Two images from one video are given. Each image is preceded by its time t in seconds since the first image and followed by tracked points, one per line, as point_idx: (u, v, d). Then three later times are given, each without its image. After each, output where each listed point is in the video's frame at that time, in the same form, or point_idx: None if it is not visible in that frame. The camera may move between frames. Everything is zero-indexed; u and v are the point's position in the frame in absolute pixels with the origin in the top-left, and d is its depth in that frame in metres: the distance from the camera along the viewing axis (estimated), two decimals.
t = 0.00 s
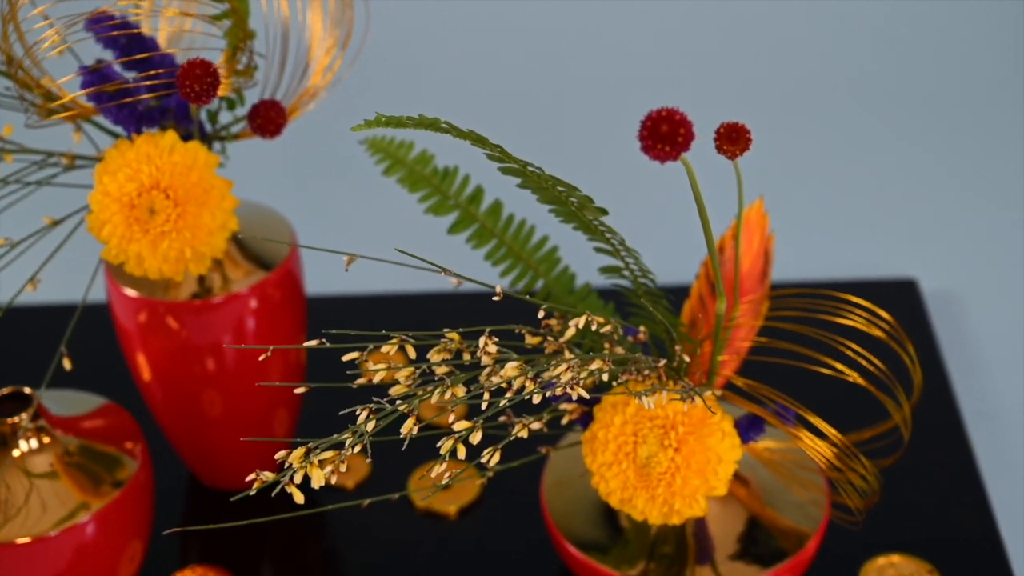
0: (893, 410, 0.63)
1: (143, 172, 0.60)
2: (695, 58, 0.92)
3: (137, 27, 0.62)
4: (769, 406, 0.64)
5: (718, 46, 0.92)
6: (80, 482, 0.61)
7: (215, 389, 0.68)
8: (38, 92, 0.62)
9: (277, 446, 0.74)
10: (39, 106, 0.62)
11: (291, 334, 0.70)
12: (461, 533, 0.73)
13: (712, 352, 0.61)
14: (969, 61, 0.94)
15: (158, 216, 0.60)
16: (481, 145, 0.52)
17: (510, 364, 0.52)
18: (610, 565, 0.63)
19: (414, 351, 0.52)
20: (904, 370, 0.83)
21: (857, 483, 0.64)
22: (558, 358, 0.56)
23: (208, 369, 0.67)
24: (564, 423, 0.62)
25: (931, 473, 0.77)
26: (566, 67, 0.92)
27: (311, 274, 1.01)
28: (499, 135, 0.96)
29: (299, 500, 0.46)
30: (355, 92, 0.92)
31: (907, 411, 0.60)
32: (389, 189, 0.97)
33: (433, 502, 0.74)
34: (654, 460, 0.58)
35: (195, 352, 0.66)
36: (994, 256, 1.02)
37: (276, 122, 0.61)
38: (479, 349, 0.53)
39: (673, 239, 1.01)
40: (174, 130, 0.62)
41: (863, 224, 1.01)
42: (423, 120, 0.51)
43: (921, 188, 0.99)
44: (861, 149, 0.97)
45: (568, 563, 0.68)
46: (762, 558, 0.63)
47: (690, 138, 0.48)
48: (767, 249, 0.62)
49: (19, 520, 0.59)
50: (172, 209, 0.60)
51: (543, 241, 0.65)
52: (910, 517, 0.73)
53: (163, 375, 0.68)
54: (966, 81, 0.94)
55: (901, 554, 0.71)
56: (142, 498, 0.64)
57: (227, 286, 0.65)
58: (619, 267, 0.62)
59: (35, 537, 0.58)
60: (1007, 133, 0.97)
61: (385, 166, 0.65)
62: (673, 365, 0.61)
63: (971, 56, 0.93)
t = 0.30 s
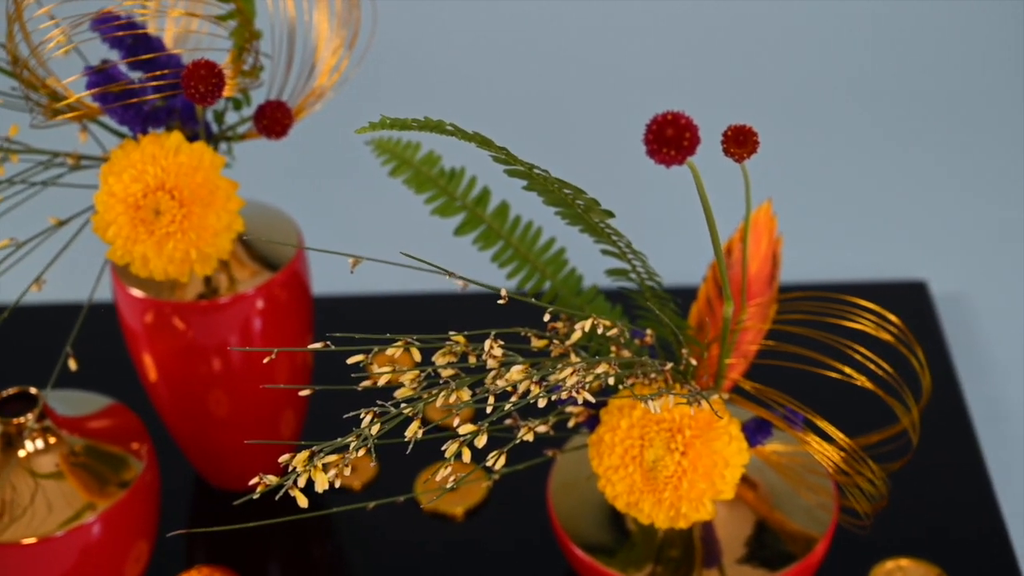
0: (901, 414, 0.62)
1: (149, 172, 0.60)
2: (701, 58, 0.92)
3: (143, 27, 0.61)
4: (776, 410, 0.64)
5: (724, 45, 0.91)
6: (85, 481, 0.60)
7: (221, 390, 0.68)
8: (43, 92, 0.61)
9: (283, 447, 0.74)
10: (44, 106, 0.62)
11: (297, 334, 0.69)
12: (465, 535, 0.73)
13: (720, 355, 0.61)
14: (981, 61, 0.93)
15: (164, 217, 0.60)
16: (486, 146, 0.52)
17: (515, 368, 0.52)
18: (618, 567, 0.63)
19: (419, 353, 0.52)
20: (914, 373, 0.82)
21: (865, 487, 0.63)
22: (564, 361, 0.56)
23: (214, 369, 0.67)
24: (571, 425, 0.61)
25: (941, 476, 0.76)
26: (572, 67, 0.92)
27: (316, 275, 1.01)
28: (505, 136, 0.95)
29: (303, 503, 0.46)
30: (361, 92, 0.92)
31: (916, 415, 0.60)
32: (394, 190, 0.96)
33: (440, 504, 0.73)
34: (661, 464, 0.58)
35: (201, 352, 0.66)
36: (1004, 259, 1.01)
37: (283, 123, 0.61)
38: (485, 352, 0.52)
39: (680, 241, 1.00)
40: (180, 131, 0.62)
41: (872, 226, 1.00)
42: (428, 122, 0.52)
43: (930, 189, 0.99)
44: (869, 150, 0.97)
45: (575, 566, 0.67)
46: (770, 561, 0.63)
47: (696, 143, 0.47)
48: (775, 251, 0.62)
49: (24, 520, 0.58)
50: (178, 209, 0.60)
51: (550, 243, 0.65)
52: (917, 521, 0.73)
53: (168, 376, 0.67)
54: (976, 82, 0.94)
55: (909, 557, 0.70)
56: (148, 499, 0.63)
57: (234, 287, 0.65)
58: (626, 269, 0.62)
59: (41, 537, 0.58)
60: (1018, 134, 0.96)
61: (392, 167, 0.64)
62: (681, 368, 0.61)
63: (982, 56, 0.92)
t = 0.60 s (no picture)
0: (921, 410, 0.61)
1: (164, 165, 0.60)
2: (719, 50, 0.91)
3: (159, 20, 0.61)
4: (795, 405, 0.63)
5: (740, 38, 0.90)
6: (101, 474, 0.60)
7: (237, 383, 0.68)
8: (59, 85, 0.62)
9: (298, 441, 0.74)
10: (60, 99, 0.62)
11: (313, 328, 0.69)
12: (478, 528, 0.72)
13: (738, 351, 0.60)
14: (1002, 54, 0.92)
15: (179, 210, 0.59)
16: (503, 141, 0.52)
17: (532, 363, 0.52)
18: (635, 562, 0.62)
19: (435, 348, 0.51)
20: (934, 370, 0.81)
21: (884, 483, 0.62)
22: (581, 356, 0.55)
23: (229, 361, 0.66)
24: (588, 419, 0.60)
25: (961, 472, 0.75)
26: (587, 60, 0.91)
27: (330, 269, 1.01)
28: (518, 129, 0.94)
29: (318, 499, 0.45)
30: (376, 85, 0.92)
31: (936, 412, 0.59)
32: (408, 184, 0.96)
33: (455, 496, 0.73)
34: (678, 460, 0.57)
35: (216, 345, 0.66)
36: None
37: (298, 117, 0.61)
38: (501, 347, 0.52)
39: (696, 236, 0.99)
40: (196, 124, 0.62)
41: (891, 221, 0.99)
42: (444, 116, 0.52)
43: (951, 184, 0.97)
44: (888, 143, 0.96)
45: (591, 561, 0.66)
46: (789, 557, 0.62)
47: (715, 139, 0.47)
48: (795, 246, 0.61)
49: (40, 512, 0.58)
50: (193, 202, 0.60)
51: (568, 238, 0.64)
52: (937, 518, 0.72)
53: (184, 368, 0.67)
54: (997, 74, 0.93)
55: (929, 553, 0.69)
56: (164, 492, 0.63)
57: (249, 280, 0.64)
58: (644, 264, 0.61)
59: (56, 528, 0.58)
60: None
61: (407, 162, 0.63)
62: (698, 364, 0.60)
63: (1003, 48, 0.92)
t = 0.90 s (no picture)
0: (937, 398, 0.61)
1: (176, 149, 0.59)
2: (734, 33, 0.90)
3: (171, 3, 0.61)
4: (809, 392, 0.63)
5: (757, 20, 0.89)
6: (113, 458, 0.60)
7: (249, 367, 0.68)
8: (71, 68, 0.62)
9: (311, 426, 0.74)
10: (73, 82, 0.62)
11: (325, 313, 0.69)
12: (490, 514, 0.72)
13: (752, 337, 0.60)
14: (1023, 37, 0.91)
15: (191, 194, 0.59)
16: (516, 127, 0.52)
17: (545, 350, 0.51)
18: (647, 548, 0.62)
19: (447, 334, 0.52)
20: (949, 356, 0.80)
21: (898, 471, 0.62)
22: (594, 342, 0.55)
23: (241, 345, 0.66)
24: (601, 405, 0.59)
25: (976, 460, 0.75)
26: (602, 42, 0.90)
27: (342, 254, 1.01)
28: (532, 112, 0.94)
29: (328, 485, 0.45)
30: (390, 69, 0.91)
31: (952, 399, 0.58)
32: (421, 169, 0.96)
33: (464, 481, 0.72)
34: (691, 446, 0.57)
35: (228, 329, 0.66)
36: None
37: (310, 101, 0.60)
38: (513, 332, 0.52)
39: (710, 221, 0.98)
40: (208, 108, 0.61)
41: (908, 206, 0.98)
42: (458, 101, 0.52)
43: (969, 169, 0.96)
44: (905, 127, 0.94)
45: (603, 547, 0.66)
46: (802, 544, 0.62)
47: (730, 125, 0.46)
48: (810, 232, 0.61)
49: (52, 496, 0.59)
50: (205, 186, 0.60)
51: (581, 222, 0.64)
52: (951, 507, 0.71)
53: (196, 352, 0.67)
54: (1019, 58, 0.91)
55: (942, 541, 0.69)
56: (175, 476, 0.63)
57: (262, 264, 0.64)
58: (658, 249, 0.61)
59: (68, 512, 0.58)
60: None
61: (420, 146, 0.62)
62: (711, 350, 0.60)
63: None
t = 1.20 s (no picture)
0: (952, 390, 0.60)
1: (188, 137, 0.59)
2: (749, 21, 0.89)
3: None
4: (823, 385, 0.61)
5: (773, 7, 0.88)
6: (124, 446, 0.61)
7: (261, 354, 0.68)
8: (83, 54, 0.61)
9: (323, 413, 0.74)
10: (85, 69, 0.62)
11: (337, 300, 0.69)
12: (501, 505, 0.72)
13: (766, 328, 0.60)
14: None
15: (202, 181, 0.59)
16: (529, 115, 0.51)
17: (557, 341, 0.51)
18: (658, 539, 0.62)
19: (459, 325, 0.51)
20: (964, 349, 0.80)
21: (912, 463, 0.61)
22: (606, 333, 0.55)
23: (253, 333, 0.66)
24: (613, 396, 0.59)
25: (991, 453, 0.74)
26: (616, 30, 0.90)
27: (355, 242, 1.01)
28: (546, 100, 0.93)
29: (339, 477, 0.46)
30: (402, 56, 0.91)
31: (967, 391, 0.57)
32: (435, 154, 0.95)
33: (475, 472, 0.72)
34: (704, 438, 0.57)
35: (241, 317, 0.66)
36: None
37: (324, 88, 0.60)
38: (526, 324, 0.52)
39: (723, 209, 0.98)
40: (220, 95, 0.61)
41: (925, 195, 0.97)
42: (471, 89, 0.51)
43: (988, 157, 0.95)
44: (922, 117, 0.94)
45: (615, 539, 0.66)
46: (815, 536, 0.61)
47: (744, 115, 0.45)
48: (824, 222, 0.60)
49: (63, 484, 0.59)
50: (217, 174, 0.59)
51: (594, 212, 0.63)
52: (966, 500, 0.71)
53: (208, 340, 0.67)
54: None
55: (955, 534, 0.69)
56: (187, 464, 0.63)
57: (274, 252, 0.64)
58: (671, 239, 0.60)
59: (80, 500, 0.59)
60: None
61: (434, 133, 0.62)
62: (725, 342, 0.59)
63: None
